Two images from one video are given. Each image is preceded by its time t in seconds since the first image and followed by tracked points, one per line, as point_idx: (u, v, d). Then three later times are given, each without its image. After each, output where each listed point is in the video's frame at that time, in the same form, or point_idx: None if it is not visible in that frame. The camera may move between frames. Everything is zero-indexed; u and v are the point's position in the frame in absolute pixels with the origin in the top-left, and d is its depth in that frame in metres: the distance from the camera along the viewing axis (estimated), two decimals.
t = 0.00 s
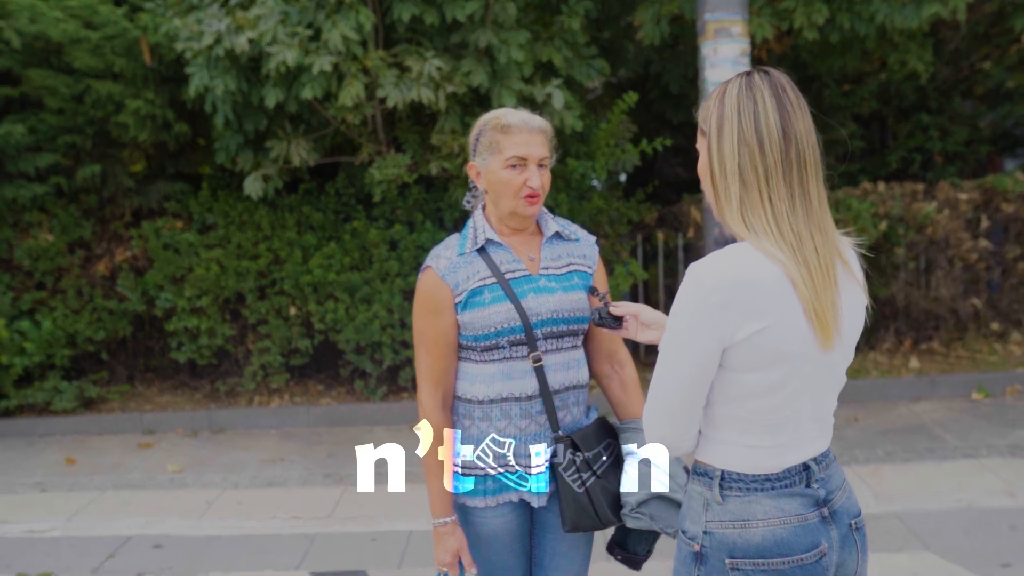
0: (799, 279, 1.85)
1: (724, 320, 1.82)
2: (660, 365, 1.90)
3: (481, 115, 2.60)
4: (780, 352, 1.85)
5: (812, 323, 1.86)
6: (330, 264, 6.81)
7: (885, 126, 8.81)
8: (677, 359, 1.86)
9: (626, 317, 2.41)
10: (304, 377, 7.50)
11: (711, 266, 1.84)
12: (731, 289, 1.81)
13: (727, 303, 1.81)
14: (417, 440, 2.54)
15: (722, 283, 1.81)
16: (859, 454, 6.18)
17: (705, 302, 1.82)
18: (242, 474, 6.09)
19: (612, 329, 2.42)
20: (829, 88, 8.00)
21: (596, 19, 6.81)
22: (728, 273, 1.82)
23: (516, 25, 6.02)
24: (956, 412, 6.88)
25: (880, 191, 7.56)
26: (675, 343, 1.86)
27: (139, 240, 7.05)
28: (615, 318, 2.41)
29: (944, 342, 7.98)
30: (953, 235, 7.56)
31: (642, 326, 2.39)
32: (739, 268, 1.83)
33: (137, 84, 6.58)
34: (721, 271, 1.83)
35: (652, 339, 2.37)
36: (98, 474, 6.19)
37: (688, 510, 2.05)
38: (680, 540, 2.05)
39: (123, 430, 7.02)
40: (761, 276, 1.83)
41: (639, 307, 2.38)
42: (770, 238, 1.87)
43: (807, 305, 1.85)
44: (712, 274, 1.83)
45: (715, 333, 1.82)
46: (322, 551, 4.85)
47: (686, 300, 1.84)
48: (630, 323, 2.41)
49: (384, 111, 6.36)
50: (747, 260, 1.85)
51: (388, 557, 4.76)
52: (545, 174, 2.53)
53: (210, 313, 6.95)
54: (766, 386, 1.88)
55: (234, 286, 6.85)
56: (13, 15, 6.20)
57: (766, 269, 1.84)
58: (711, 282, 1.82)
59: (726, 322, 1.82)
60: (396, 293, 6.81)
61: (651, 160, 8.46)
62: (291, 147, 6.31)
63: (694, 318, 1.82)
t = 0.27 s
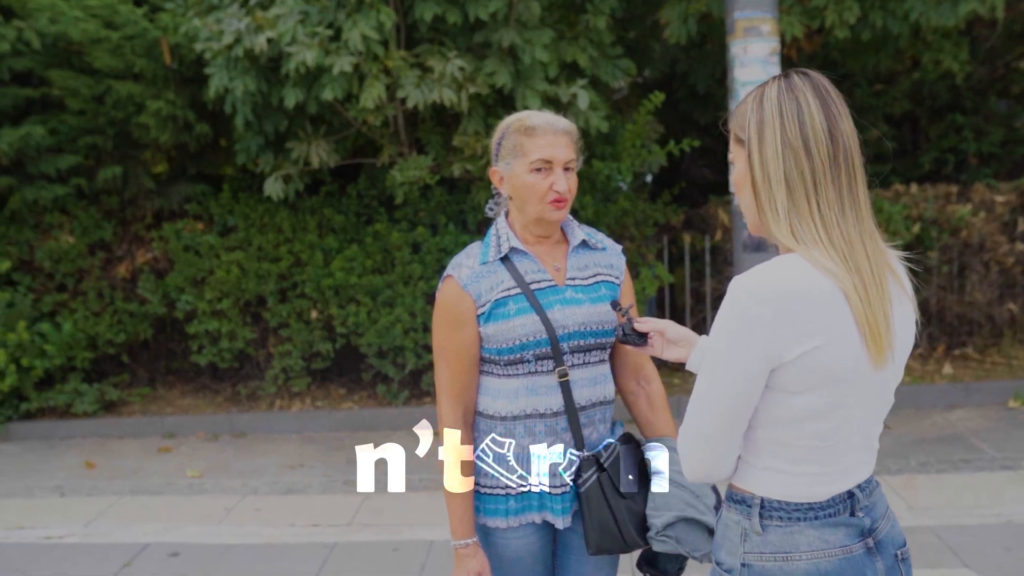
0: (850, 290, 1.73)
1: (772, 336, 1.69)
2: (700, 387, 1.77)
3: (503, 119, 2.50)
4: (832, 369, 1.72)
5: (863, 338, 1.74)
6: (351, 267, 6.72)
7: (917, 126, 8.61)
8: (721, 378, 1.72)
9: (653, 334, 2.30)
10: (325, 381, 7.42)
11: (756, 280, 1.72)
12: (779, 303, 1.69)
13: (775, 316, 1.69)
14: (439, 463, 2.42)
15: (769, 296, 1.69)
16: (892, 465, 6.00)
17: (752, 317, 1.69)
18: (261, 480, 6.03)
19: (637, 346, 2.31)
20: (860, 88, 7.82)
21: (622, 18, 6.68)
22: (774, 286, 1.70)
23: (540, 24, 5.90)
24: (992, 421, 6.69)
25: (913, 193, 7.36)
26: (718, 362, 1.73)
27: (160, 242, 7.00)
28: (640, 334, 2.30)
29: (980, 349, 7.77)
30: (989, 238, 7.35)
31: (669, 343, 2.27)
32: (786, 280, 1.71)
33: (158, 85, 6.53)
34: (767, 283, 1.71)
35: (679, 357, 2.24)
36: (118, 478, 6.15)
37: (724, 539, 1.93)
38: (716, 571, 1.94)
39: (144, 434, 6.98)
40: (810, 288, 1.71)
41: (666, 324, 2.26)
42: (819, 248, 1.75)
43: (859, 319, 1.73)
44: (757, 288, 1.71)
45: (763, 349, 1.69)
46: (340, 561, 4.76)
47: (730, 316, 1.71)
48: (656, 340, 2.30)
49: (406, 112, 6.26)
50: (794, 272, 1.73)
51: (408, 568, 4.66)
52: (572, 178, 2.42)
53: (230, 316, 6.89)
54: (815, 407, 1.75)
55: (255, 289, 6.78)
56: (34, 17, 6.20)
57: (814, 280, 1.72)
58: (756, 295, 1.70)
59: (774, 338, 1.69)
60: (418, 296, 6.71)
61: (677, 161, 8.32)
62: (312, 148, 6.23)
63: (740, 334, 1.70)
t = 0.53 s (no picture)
0: (889, 301, 1.55)
1: (806, 353, 1.52)
2: (724, 406, 1.60)
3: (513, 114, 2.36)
4: (870, 387, 1.55)
5: (906, 353, 1.57)
6: (357, 267, 6.59)
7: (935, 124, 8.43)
8: (748, 397, 1.56)
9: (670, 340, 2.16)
10: (331, 384, 7.29)
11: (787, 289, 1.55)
12: (814, 315, 1.52)
13: (810, 330, 1.51)
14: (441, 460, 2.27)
15: (803, 307, 1.52)
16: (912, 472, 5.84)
17: (783, 331, 1.52)
18: (265, 486, 5.90)
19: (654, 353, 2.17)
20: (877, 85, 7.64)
21: (634, 13, 6.53)
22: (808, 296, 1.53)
23: (551, 19, 5.75)
24: (1014, 427, 6.51)
25: (932, 193, 7.19)
26: (745, 379, 1.56)
27: (163, 242, 6.88)
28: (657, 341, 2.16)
29: (999, 352, 7.59)
30: (1010, 239, 7.18)
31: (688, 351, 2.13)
32: (821, 290, 1.53)
33: (160, 82, 6.40)
34: (797, 294, 1.53)
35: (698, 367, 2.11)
36: (119, 483, 6.04)
37: (754, 567, 1.75)
38: None
39: (147, 437, 6.87)
40: (847, 300, 1.53)
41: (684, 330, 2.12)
42: (856, 256, 1.56)
43: (900, 333, 1.55)
44: (790, 298, 1.53)
45: (795, 367, 1.52)
46: (345, 571, 4.63)
47: (759, 329, 1.54)
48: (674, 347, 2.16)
49: (414, 110, 6.12)
50: (829, 281, 1.55)
51: None
52: (587, 175, 2.27)
53: (234, 318, 6.76)
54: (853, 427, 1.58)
55: (260, 290, 6.66)
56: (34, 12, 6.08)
57: (851, 290, 1.54)
58: (788, 306, 1.52)
59: (805, 355, 1.52)
60: (425, 298, 6.57)
61: (690, 160, 8.16)
62: (317, 146, 6.10)
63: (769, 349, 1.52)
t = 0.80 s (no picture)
0: (942, 320, 1.39)
1: (846, 376, 1.36)
2: (754, 429, 1.45)
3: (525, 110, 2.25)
4: (918, 413, 1.40)
5: (957, 374, 1.41)
6: (357, 269, 6.45)
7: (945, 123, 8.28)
8: (782, 423, 1.41)
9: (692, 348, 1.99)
10: (330, 388, 7.14)
11: (826, 303, 1.39)
12: (856, 334, 1.36)
13: (851, 351, 1.36)
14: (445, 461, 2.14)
15: (843, 326, 1.37)
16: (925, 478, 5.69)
17: (820, 351, 1.37)
18: (262, 493, 5.75)
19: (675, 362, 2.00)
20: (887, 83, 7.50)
21: (640, 9, 6.39)
22: (849, 313, 1.37)
23: (556, 15, 5.61)
24: None
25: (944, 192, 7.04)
26: (778, 403, 1.41)
27: (159, 243, 6.74)
28: (678, 349, 1.99)
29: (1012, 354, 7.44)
30: None
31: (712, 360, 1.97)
32: (864, 305, 1.38)
33: (156, 80, 6.26)
34: (840, 312, 1.37)
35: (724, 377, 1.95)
36: (113, 490, 5.89)
37: None
38: None
39: (142, 442, 6.73)
40: (895, 317, 1.38)
41: (707, 337, 1.96)
42: (902, 267, 1.41)
43: (953, 353, 1.40)
44: (829, 314, 1.38)
45: (834, 392, 1.37)
46: None
47: (794, 348, 1.39)
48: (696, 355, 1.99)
49: (415, 107, 5.99)
50: (872, 294, 1.39)
51: None
52: (603, 174, 2.16)
53: (232, 320, 6.62)
54: (897, 456, 1.43)
55: (257, 293, 6.51)
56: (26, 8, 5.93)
57: (900, 307, 1.39)
58: (827, 324, 1.37)
59: (848, 380, 1.36)
60: (426, 300, 6.42)
61: (696, 160, 8.01)
62: (316, 145, 5.95)
63: (806, 372, 1.37)
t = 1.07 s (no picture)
0: (989, 356, 1.36)
1: (892, 411, 1.31)
2: (781, 473, 1.39)
3: (521, 115, 2.23)
4: (960, 461, 1.34)
5: (999, 419, 1.37)
6: (334, 275, 6.26)
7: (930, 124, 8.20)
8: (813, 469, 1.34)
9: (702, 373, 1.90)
10: (307, 397, 6.94)
11: (863, 342, 1.34)
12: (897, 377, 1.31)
13: (892, 395, 1.31)
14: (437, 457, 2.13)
15: (882, 368, 1.31)
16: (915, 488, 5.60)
17: (859, 394, 1.31)
18: (236, 508, 5.56)
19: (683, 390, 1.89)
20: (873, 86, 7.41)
21: (625, 9, 6.24)
22: (889, 354, 1.32)
23: (540, 14, 5.45)
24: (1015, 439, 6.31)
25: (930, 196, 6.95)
26: (809, 448, 1.34)
27: (128, 249, 6.51)
28: (687, 376, 1.88)
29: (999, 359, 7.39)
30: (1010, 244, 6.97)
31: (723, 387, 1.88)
32: (904, 345, 1.33)
33: (124, 79, 6.04)
34: (886, 343, 1.33)
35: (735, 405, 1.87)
36: (80, 506, 5.68)
37: None
38: None
39: (112, 454, 6.51)
40: (941, 351, 1.34)
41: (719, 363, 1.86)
42: (944, 296, 1.37)
43: (999, 392, 1.36)
44: (868, 354, 1.32)
45: (874, 438, 1.31)
46: None
47: (829, 389, 1.33)
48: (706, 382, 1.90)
49: (393, 109, 5.81)
50: (910, 330, 1.35)
51: None
52: (603, 189, 2.16)
53: (204, 328, 6.41)
54: (937, 507, 1.36)
55: (231, 299, 6.31)
56: None
57: (944, 341, 1.35)
58: (865, 365, 1.32)
59: (896, 414, 1.31)
60: (406, 307, 6.25)
61: (679, 162, 7.90)
62: (291, 148, 5.77)
63: (842, 415, 1.31)
